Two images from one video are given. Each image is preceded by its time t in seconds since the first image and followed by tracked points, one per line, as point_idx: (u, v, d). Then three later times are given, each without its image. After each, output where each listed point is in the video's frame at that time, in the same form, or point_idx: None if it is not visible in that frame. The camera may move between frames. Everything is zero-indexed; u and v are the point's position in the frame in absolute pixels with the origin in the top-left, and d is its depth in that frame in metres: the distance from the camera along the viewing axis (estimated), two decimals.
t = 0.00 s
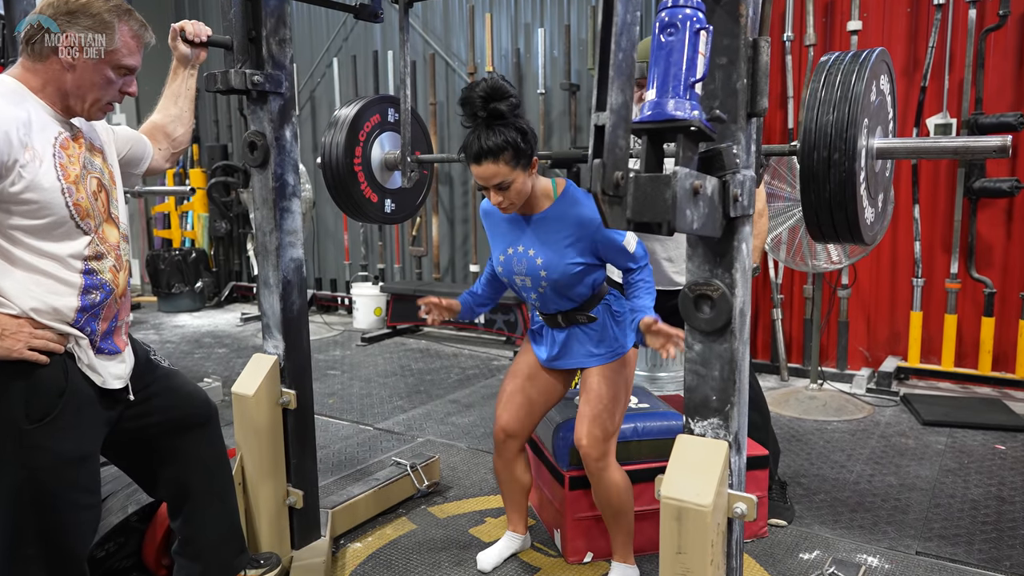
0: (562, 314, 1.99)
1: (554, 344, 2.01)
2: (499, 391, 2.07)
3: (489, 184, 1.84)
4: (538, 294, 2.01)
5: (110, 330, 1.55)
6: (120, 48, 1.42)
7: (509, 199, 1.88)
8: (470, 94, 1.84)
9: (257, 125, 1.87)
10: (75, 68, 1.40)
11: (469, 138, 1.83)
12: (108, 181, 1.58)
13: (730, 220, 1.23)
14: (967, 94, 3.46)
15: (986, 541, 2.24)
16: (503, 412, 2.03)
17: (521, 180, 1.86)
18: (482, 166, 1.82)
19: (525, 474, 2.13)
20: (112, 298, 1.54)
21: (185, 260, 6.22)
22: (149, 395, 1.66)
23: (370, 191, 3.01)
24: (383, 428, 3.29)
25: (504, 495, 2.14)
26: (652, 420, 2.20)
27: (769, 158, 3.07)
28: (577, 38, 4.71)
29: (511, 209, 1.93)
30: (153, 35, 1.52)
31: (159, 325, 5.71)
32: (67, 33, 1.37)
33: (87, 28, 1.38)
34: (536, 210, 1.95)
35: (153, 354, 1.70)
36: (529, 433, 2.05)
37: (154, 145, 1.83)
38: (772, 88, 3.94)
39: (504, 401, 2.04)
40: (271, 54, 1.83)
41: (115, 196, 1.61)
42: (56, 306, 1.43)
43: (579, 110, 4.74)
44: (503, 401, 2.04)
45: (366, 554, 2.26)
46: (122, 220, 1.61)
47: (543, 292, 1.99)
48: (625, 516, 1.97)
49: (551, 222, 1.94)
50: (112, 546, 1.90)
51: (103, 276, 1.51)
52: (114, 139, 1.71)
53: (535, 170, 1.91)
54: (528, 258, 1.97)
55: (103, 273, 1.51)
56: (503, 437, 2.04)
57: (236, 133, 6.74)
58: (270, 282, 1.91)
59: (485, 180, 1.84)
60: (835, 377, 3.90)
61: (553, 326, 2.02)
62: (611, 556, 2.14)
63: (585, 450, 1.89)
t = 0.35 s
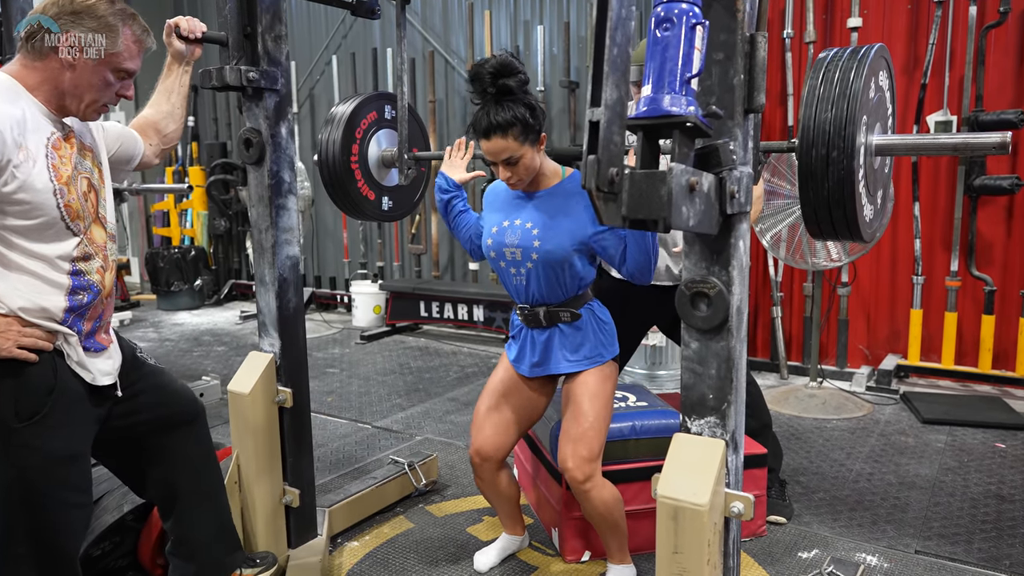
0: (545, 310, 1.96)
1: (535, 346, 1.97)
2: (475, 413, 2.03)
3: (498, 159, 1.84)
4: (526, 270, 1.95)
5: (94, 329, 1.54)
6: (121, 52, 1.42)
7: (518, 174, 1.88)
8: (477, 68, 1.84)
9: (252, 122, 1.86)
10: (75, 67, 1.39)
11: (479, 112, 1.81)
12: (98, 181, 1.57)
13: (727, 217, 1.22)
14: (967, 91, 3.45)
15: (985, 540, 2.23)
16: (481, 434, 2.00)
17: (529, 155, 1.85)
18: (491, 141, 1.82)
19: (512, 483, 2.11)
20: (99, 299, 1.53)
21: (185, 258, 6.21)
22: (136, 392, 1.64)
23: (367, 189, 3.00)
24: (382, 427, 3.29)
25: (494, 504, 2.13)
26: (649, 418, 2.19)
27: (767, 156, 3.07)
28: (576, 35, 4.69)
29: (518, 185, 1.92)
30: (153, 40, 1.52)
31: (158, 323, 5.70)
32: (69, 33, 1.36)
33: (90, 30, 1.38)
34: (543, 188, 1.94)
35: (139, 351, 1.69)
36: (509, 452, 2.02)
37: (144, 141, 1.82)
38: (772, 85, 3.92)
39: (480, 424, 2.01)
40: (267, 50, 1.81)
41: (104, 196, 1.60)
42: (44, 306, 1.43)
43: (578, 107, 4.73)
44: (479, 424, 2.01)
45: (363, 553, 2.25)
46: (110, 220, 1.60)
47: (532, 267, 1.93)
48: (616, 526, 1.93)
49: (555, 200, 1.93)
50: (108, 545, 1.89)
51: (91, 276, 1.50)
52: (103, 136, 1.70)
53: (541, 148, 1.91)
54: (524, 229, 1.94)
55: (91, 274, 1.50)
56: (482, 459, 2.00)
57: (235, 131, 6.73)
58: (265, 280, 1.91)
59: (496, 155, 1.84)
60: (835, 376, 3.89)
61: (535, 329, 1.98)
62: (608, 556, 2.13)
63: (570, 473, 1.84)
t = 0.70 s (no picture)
0: (531, 299, 1.93)
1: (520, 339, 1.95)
2: (468, 418, 2.03)
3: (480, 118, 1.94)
4: (518, 256, 1.93)
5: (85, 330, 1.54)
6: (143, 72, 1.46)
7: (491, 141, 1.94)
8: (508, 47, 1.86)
9: (252, 119, 1.85)
10: (96, 78, 1.41)
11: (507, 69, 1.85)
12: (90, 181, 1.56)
13: (729, 214, 1.22)
14: (968, 87, 3.44)
15: (987, 537, 2.22)
16: (477, 440, 2.00)
17: (499, 129, 1.89)
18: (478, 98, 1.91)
19: (510, 483, 2.11)
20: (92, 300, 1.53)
21: (185, 256, 6.21)
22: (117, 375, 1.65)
23: (366, 186, 2.99)
24: (382, 424, 3.28)
25: (493, 504, 2.13)
26: (650, 416, 2.19)
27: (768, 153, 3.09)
28: (576, 32, 4.69)
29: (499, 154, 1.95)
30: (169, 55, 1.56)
31: (158, 321, 5.70)
32: (101, 48, 1.39)
33: (122, 48, 1.41)
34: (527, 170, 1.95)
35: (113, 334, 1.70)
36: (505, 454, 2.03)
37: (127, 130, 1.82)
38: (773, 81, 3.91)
39: (474, 429, 2.01)
40: (266, 46, 1.81)
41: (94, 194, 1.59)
42: (43, 309, 1.43)
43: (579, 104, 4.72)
44: (475, 429, 2.01)
45: (364, 551, 2.25)
46: (101, 216, 1.59)
47: (524, 254, 1.92)
48: (614, 524, 1.93)
49: (553, 187, 1.90)
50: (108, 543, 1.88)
51: (87, 279, 1.51)
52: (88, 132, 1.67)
53: (524, 135, 1.89)
54: (518, 214, 1.92)
55: (86, 276, 1.51)
56: (479, 464, 2.02)
57: (235, 129, 6.72)
58: (265, 277, 1.90)
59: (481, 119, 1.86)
60: (836, 372, 3.89)
61: (523, 320, 1.96)
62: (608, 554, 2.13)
63: (566, 478, 1.86)
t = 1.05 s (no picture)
0: (516, 290, 1.94)
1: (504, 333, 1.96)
2: (466, 412, 2.03)
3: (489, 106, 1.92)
4: (501, 245, 1.95)
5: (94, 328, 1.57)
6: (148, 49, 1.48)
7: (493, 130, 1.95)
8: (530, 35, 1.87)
9: (254, 117, 1.85)
10: (107, 67, 1.43)
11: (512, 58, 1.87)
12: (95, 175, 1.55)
13: (732, 211, 1.21)
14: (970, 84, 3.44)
15: (989, 535, 2.22)
16: (474, 436, 2.01)
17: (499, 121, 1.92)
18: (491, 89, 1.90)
19: (510, 480, 2.11)
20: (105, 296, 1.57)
21: (186, 254, 6.20)
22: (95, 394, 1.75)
23: (369, 184, 2.98)
24: (384, 422, 3.29)
25: (493, 501, 2.13)
26: (653, 414, 2.19)
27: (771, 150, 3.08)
28: (577, 29, 4.68)
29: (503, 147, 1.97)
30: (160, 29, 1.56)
31: (160, 319, 5.71)
32: (107, 34, 1.40)
33: (124, 31, 1.42)
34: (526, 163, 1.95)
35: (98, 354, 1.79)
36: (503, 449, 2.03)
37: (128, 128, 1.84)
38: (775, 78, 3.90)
39: (472, 425, 2.01)
40: (268, 44, 1.81)
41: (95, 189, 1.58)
42: (68, 307, 1.45)
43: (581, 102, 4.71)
44: (472, 424, 2.01)
45: (367, 549, 2.25)
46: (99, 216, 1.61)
47: (505, 244, 1.93)
48: (615, 522, 1.93)
49: (543, 178, 1.91)
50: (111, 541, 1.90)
51: (104, 273, 1.54)
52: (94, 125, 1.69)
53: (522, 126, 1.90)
54: (506, 204, 1.94)
55: (103, 271, 1.54)
56: (478, 460, 2.02)
57: (236, 127, 6.72)
58: (268, 276, 1.90)
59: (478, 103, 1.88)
60: (838, 370, 3.89)
61: (513, 312, 1.96)
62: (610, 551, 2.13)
63: (560, 477, 1.87)
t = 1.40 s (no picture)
0: (511, 277, 1.94)
1: (501, 323, 1.96)
2: (460, 411, 2.04)
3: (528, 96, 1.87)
4: (500, 229, 1.94)
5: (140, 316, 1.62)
6: None
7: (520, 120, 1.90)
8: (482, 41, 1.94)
9: (256, 115, 1.85)
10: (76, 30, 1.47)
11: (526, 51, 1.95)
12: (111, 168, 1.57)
13: (735, 208, 1.22)
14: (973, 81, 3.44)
15: (991, 531, 2.23)
16: (471, 432, 2.01)
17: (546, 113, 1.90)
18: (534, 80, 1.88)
19: (509, 476, 2.11)
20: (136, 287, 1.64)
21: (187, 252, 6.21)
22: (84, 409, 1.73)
23: (369, 181, 2.98)
24: (386, 419, 3.29)
25: (495, 497, 2.13)
26: (655, 410, 2.19)
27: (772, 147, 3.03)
28: (578, 26, 4.68)
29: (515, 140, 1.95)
30: None
31: (162, 317, 5.71)
32: None
33: None
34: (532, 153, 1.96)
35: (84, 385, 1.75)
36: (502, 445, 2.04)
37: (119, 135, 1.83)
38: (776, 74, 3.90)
39: (468, 421, 2.02)
40: (270, 42, 1.81)
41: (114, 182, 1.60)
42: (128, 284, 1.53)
43: (582, 99, 4.71)
44: (468, 421, 2.02)
45: (369, 546, 2.26)
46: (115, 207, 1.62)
47: (506, 226, 1.92)
48: (616, 516, 1.94)
49: (544, 164, 1.91)
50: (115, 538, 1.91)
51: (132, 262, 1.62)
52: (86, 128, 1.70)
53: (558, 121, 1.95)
54: (506, 189, 1.93)
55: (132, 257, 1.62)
56: (477, 454, 2.02)
57: (237, 124, 6.71)
58: (271, 273, 1.90)
59: (543, 93, 1.88)
60: (839, 367, 3.89)
61: (505, 301, 1.97)
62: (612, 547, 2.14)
63: (560, 461, 1.88)
